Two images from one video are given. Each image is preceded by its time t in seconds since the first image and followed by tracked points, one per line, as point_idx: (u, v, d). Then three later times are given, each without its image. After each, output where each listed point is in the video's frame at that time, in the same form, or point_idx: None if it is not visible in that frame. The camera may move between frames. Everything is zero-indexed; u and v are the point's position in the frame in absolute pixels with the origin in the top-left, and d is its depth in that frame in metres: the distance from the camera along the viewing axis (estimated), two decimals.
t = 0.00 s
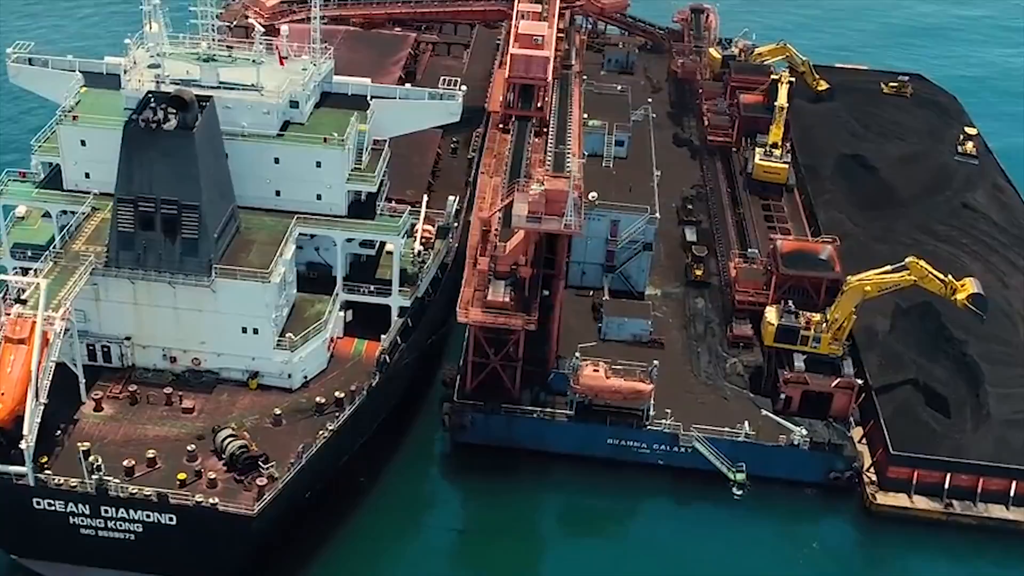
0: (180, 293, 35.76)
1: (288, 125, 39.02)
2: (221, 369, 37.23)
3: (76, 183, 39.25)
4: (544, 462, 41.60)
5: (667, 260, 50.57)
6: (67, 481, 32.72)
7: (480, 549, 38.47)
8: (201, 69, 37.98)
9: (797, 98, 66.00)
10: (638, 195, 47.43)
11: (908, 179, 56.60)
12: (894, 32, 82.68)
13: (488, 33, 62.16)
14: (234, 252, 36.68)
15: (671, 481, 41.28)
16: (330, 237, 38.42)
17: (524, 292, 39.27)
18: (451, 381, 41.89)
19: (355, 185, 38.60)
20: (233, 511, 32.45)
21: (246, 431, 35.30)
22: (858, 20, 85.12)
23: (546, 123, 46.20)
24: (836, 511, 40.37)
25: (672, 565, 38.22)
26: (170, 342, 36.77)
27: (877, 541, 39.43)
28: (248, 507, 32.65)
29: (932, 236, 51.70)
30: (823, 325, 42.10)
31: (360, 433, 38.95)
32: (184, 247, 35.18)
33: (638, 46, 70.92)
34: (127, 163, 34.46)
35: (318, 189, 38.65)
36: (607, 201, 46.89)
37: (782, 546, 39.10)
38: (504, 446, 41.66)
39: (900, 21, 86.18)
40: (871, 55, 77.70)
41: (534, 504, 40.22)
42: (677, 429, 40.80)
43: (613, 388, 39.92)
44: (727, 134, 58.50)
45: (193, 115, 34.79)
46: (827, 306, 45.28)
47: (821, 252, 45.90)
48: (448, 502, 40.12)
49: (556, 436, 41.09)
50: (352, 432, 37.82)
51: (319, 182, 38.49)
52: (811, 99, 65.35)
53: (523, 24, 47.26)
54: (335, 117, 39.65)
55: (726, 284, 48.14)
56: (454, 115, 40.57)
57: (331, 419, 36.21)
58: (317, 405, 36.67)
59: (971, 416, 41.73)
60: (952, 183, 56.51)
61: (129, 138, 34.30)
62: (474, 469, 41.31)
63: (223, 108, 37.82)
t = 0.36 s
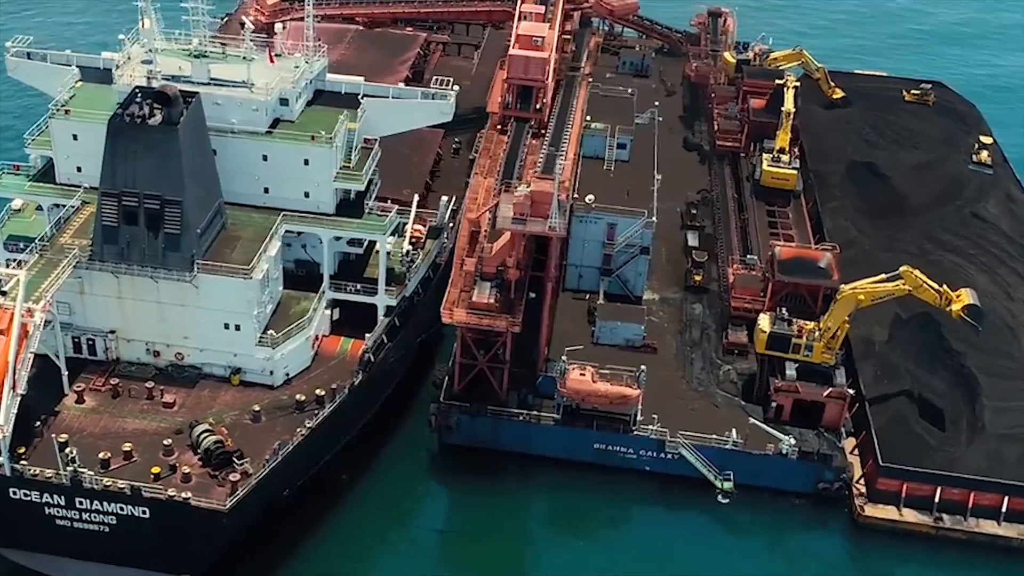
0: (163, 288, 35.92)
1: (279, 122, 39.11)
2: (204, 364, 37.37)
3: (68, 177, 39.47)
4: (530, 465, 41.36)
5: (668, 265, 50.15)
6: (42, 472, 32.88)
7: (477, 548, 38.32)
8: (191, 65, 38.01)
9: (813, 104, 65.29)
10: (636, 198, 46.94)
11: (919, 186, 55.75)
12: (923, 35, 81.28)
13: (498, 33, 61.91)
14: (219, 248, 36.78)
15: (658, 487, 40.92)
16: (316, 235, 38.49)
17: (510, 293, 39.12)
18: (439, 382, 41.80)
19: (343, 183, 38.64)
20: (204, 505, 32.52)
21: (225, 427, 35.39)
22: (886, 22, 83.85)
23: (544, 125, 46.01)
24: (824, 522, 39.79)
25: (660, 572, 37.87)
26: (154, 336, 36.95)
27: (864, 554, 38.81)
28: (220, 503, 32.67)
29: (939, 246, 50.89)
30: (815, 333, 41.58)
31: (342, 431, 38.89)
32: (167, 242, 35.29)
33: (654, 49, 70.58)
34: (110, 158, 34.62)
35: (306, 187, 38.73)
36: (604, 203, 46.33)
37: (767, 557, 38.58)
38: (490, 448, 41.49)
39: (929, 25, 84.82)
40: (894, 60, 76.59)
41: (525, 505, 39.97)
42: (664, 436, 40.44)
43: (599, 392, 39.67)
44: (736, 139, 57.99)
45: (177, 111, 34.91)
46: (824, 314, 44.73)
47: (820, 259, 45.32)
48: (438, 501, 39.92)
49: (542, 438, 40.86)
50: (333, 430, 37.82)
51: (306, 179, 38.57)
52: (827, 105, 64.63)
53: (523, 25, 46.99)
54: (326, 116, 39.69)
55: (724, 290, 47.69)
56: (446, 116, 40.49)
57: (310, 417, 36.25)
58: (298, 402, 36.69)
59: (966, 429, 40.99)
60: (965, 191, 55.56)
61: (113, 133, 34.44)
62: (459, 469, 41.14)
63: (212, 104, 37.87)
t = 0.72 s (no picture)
0: (145, 283, 36.07)
1: (267, 119, 39.16)
2: (187, 359, 37.48)
3: (59, 171, 39.66)
4: (514, 467, 41.11)
5: (666, 269, 49.79)
6: (17, 464, 33.04)
7: (468, 547, 38.24)
8: (181, 61, 38.21)
9: (826, 110, 64.59)
10: (632, 201, 46.50)
11: (926, 194, 54.96)
12: (946, 39, 80.03)
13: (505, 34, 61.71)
14: (202, 244, 36.87)
15: (642, 492, 40.56)
16: (301, 233, 38.52)
17: (494, 295, 38.95)
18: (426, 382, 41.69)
19: (329, 181, 38.62)
20: (176, 499, 32.56)
21: (203, 422, 35.48)
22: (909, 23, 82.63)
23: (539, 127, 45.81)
24: (809, 533, 39.22)
25: None
26: (137, 331, 37.13)
27: (849, 565, 38.23)
28: (192, 498, 32.70)
29: (943, 255, 50.13)
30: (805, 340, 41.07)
31: (323, 430, 38.81)
32: (149, 237, 35.42)
33: (668, 53, 70.19)
34: (94, 153, 34.81)
35: (293, 184, 38.77)
36: (598, 206, 46.05)
37: (748, 566, 38.12)
38: (475, 449, 41.32)
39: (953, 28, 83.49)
40: (914, 65, 75.56)
41: (511, 507, 39.74)
42: (650, 441, 40.07)
43: (583, 395, 39.38)
44: (743, 144, 57.52)
45: (161, 106, 34.94)
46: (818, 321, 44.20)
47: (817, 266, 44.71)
48: (422, 502, 39.74)
49: (526, 441, 40.61)
50: (314, 428, 37.78)
51: (293, 177, 38.61)
52: (839, 111, 63.94)
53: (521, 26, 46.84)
54: (315, 114, 39.66)
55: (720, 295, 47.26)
56: (436, 116, 40.47)
57: (289, 414, 36.25)
58: (277, 399, 36.71)
59: (957, 442, 40.28)
60: (974, 200, 54.68)
61: (96, 128, 34.61)
62: (443, 470, 40.97)
63: (200, 101, 38.00)
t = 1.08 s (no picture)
0: (127, 278, 36.24)
1: (256, 116, 39.24)
2: (169, 355, 37.62)
3: (51, 166, 39.91)
4: (498, 469, 40.90)
5: (663, 274, 49.44)
6: None
7: (462, 547, 38.13)
8: (170, 58, 38.38)
9: (837, 116, 63.89)
10: (626, 205, 46.18)
11: (933, 201, 54.18)
12: (968, 42, 78.80)
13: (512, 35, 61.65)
14: (186, 240, 37.01)
15: (626, 497, 40.25)
16: (286, 231, 38.59)
17: (477, 297, 38.88)
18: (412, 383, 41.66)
19: (315, 179, 38.67)
20: (148, 494, 32.66)
21: (181, 418, 35.63)
22: (932, 26, 81.49)
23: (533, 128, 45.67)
24: (793, 542, 38.72)
25: None
26: (120, 325, 37.30)
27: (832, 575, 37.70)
28: (164, 493, 32.82)
29: (946, 264, 49.41)
30: (794, 347, 40.63)
31: (304, 428, 38.76)
32: (131, 232, 35.56)
33: (681, 56, 69.77)
34: (77, 147, 34.93)
35: (279, 182, 38.84)
36: (592, 208, 45.78)
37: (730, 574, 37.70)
38: (459, 451, 41.18)
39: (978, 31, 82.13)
40: (934, 70, 74.50)
41: (495, 508, 39.53)
42: (633, 446, 39.81)
43: (566, 399, 39.19)
44: (748, 149, 57.08)
45: (144, 102, 35.07)
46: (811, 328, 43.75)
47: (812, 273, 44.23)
48: (404, 501, 39.60)
49: (510, 443, 40.44)
50: (295, 426, 37.83)
51: (279, 174, 38.68)
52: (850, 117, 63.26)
53: (518, 27, 46.73)
54: (304, 112, 39.70)
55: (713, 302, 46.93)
56: (425, 116, 40.39)
57: (267, 411, 36.32)
58: (257, 396, 36.78)
59: (947, 453, 39.65)
60: (982, 208, 53.83)
61: (80, 123, 34.72)
62: (427, 470, 40.80)
63: (188, 98, 38.13)
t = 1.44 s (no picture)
0: (107, 273, 36.42)
1: (242, 114, 39.35)
2: (148, 350, 37.81)
3: (40, 160, 40.16)
4: (479, 471, 40.71)
5: (658, 278, 49.06)
6: None
7: (443, 547, 37.99)
8: (157, 54, 38.52)
9: (847, 122, 63.17)
10: (618, 208, 45.87)
11: (938, 210, 53.42)
12: (989, 47, 77.66)
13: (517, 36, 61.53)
14: (167, 236, 37.15)
15: (607, 503, 39.92)
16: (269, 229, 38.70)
17: (458, 298, 38.80)
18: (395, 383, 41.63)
19: (298, 178, 38.72)
20: (117, 489, 32.73)
21: (157, 413, 35.75)
22: (953, 31, 80.37)
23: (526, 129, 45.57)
24: (773, 552, 38.22)
25: None
26: (101, 320, 37.52)
27: None
28: (133, 488, 32.88)
29: (945, 274, 48.74)
30: (779, 355, 40.11)
31: (283, 427, 38.74)
32: (111, 227, 35.72)
33: (692, 60, 69.29)
34: (58, 142, 35.12)
35: (263, 180, 38.94)
36: (584, 211, 45.43)
37: None
38: (441, 452, 41.03)
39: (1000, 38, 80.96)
40: (952, 75, 73.44)
41: (474, 510, 39.32)
42: (614, 451, 39.49)
43: (545, 403, 38.94)
44: (751, 154, 56.63)
45: (126, 98, 35.20)
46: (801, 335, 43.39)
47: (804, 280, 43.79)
48: (382, 502, 39.47)
49: (490, 446, 40.25)
50: (272, 424, 37.82)
51: (263, 172, 38.79)
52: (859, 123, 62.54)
53: (513, 28, 46.72)
54: (290, 111, 39.77)
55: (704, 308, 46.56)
56: (412, 116, 40.44)
57: (243, 408, 36.36)
58: (234, 394, 36.83)
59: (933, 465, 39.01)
60: (987, 218, 53.04)
61: (61, 118, 34.89)
62: (407, 470, 40.66)
63: (174, 94, 38.24)
